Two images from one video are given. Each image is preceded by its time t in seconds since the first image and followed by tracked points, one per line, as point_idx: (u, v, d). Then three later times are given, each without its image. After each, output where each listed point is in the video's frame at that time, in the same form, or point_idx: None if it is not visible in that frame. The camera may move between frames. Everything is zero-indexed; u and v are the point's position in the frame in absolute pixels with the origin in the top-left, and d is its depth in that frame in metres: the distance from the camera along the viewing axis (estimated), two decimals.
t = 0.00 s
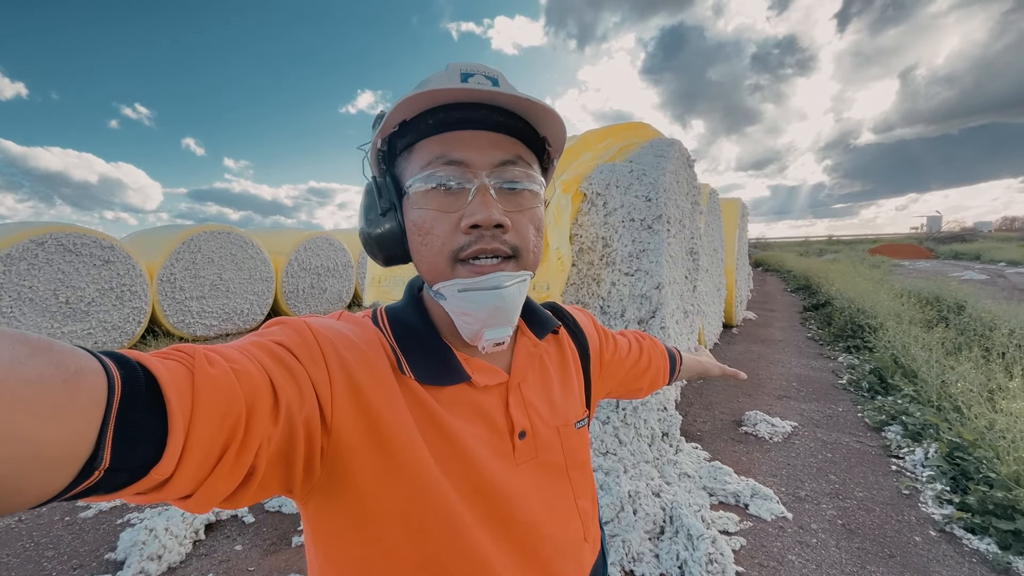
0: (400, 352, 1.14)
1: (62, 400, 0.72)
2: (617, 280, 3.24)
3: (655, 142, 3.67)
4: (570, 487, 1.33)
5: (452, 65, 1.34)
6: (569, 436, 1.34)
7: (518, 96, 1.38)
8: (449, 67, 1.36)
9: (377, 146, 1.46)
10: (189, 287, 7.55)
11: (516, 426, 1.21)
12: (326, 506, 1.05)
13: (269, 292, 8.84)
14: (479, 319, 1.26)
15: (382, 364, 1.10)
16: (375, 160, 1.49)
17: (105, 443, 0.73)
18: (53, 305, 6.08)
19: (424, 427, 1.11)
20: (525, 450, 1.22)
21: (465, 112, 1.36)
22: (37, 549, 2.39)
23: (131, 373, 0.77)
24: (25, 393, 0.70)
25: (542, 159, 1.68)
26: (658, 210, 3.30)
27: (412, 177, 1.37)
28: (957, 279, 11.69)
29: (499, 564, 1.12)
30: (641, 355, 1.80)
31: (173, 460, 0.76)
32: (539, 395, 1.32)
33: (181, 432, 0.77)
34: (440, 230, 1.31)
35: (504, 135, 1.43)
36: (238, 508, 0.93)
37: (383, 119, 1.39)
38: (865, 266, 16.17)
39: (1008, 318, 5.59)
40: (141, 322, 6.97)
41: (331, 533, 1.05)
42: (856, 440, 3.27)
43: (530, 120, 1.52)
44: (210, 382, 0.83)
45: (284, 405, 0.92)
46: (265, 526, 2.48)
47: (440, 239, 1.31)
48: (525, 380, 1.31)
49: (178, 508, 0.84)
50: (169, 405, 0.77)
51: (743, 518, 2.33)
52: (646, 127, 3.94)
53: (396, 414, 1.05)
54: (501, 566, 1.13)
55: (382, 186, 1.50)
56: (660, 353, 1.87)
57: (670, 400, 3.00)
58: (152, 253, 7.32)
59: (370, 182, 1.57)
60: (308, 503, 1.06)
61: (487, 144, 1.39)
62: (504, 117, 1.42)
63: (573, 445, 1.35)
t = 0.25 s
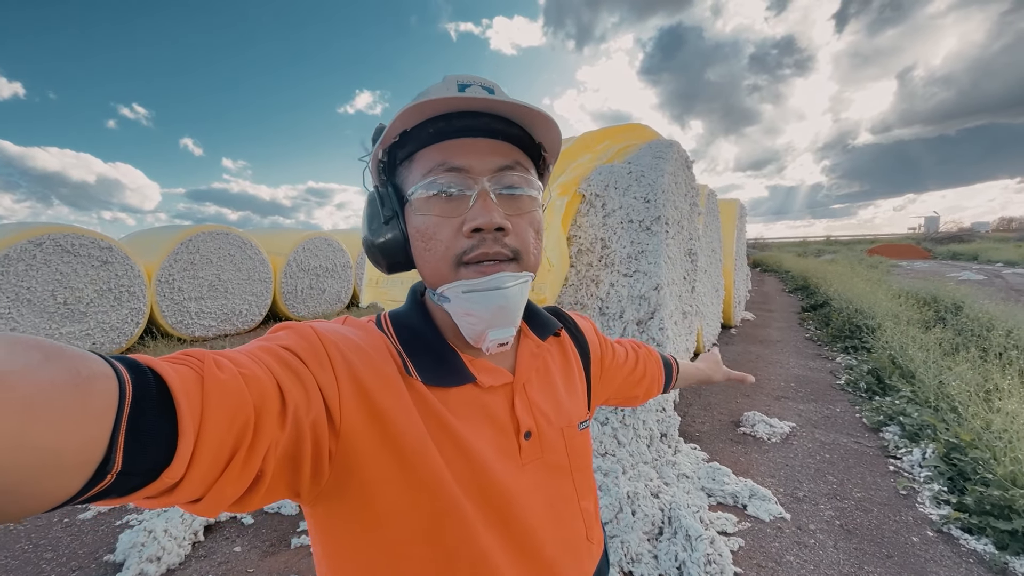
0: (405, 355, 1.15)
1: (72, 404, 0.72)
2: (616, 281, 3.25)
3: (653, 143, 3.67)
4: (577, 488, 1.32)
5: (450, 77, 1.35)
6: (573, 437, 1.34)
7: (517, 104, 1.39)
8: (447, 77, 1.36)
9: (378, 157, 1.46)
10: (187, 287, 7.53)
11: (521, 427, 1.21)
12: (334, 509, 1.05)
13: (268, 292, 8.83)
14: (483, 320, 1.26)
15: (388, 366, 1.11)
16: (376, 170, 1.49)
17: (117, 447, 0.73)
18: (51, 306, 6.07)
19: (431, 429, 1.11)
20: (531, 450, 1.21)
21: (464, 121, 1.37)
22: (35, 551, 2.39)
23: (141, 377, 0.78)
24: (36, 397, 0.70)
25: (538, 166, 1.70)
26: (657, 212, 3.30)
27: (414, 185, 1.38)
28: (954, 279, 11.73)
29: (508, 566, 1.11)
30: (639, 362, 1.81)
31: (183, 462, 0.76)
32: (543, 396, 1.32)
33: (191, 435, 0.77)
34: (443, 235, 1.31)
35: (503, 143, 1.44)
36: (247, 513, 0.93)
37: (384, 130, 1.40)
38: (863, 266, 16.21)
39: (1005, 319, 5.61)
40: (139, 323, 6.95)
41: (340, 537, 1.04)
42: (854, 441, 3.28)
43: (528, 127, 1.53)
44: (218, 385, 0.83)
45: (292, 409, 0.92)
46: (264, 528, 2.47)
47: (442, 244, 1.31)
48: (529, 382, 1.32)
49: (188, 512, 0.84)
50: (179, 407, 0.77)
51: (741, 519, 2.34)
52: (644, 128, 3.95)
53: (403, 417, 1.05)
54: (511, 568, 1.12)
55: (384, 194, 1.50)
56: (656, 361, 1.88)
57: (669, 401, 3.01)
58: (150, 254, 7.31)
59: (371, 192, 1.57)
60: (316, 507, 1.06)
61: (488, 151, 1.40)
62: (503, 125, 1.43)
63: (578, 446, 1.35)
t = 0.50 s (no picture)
0: (400, 362, 1.15)
1: (62, 421, 0.72)
2: (614, 282, 3.24)
3: (652, 144, 3.67)
4: (576, 495, 1.31)
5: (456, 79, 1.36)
6: (571, 443, 1.33)
7: (522, 105, 1.40)
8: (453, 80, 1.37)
9: (380, 158, 1.46)
10: (186, 287, 7.53)
11: (517, 434, 1.21)
12: (331, 521, 1.04)
13: (267, 292, 8.82)
14: (487, 316, 1.26)
15: (383, 375, 1.11)
16: (377, 170, 1.48)
17: (106, 463, 0.73)
18: (50, 306, 6.06)
19: (426, 438, 1.10)
20: (527, 458, 1.21)
21: (470, 122, 1.38)
22: (33, 552, 2.39)
23: (130, 393, 0.78)
24: (25, 415, 0.69)
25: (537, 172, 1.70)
26: (656, 212, 3.30)
27: (418, 183, 1.37)
28: (953, 279, 11.74)
29: None
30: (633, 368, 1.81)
31: (173, 479, 0.76)
32: (540, 403, 1.32)
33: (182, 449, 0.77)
34: (447, 229, 1.31)
35: (507, 144, 1.44)
36: (242, 526, 0.92)
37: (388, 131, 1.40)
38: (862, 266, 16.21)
39: (1004, 319, 5.61)
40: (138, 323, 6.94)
41: (336, 550, 1.04)
42: (853, 441, 3.28)
43: (530, 132, 1.55)
44: (210, 399, 0.83)
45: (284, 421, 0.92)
46: (262, 529, 2.47)
47: (447, 238, 1.30)
48: (525, 388, 1.31)
49: (181, 528, 0.84)
50: (170, 423, 0.77)
51: (740, 521, 2.33)
52: (643, 128, 3.95)
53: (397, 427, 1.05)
54: None
55: (385, 195, 1.49)
56: (651, 366, 1.88)
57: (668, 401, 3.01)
58: (149, 254, 7.31)
59: (370, 195, 1.55)
60: (313, 520, 1.06)
61: (492, 151, 1.40)
62: (507, 127, 1.44)
63: (576, 452, 1.34)
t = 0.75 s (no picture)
0: (399, 363, 1.15)
1: (56, 416, 0.72)
2: (615, 281, 3.23)
3: (653, 142, 3.66)
4: (574, 498, 1.30)
5: (450, 79, 1.35)
6: (569, 446, 1.33)
7: (518, 105, 1.39)
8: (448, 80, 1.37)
9: (376, 158, 1.45)
10: (187, 286, 7.53)
11: (516, 436, 1.20)
12: (325, 522, 1.03)
13: (268, 291, 8.82)
14: (484, 323, 1.26)
15: (380, 375, 1.10)
16: (372, 172, 1.47)
17: (98, 459, 0.73)
18: (51, 305, 6.08)
19: (424, 438, 1.10)
20: (526, 460, 1.20)
21: (466, 122, 1.37)
22: (33, 551, 2.39)
23: (125, 388, 0.78)
24: (20, 409, 0.70)
25: (536, 170, 1.69)
26: (657, 211, 3.29)
27: (414, 185, 1.36)
28: (955, 279, 11.72)
29: None
30: (634, 380, 1.79)
31: (167, 475, 0.76)
32: (538, 405, 1.31)
33: (176, 445, 0.77)
34: (444, 234, 1.30)
35: (503, 144, 1.43)
36: (235, 526, 0.92)
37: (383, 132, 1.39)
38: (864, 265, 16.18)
39: (1006, 319, 5.59)
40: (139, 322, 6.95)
41: (330, 551, 1.03)
42: (854, 441, 3.27)
43: (526, 130, 1.53)
44: (206, 396, 0.83)
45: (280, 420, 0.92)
46: (262, 528, 2.47)
47: (443, 242, 1.30)
48: (524, 390, 1.31)
49: (172, 527, 0.83)
50: (164, 419, 0.77)
51: (740, 520, 2.33)
52: (644, 127, 3.93)
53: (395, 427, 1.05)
54: None
55: (382, 197, 1.48)
56: (651, 382, 1.87)
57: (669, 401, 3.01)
58: (150, 252, 7.31)
59: (366, 197, 1.54)
60: (307, 520, 1.05)
61: (489, 151, 1.39)
62: (504, 127, 1.43)
63: (574, 455, 1.33)
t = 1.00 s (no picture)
0: (385, 370, 1.13)
1: (24, 433, 0.71)
2: (614, 280, 3.22)
3: (653, 141, 3.64)
4: (564, 504, 1.29)
5: (442, 80, 1.33)
6: (558, 451, 1.32)
7: (510, 110, 1.38)
8: (439, 80, 1.34)
9: (365, 157, 1.44)
10: (189, 285, 7.55)
11: (504, 441, 1.20)
12: (310, 532, 1.02)
13: (270, 290, 8.84)
14: (472, 327, 1.25)
15: (366, 381, 1.10)
16: (362, 170, 1.46)
17: (66, 476, 0.73)
18: (53, 304, 6.10)
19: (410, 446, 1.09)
20: (514, 465, 1.19)
21: (457, 125, 1.35)
22: (30, 551, 2.40)
23: (96, 402, 0.77)
24: None
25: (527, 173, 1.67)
26: (656, 210, 3.27)
27: (402, 189, 1.35)
28: (960, 278, 11.65)
29: None
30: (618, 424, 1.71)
31: (141, 490, 0.75)
32: (527, 411, 1.31)
33: (150, 458, 0.76)
34: (432, 239, 1.29)
35: (494, 149, 1.42)
36: (216, 537, 0.91)
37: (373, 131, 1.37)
38: (868, 264, 16.11)
39: (1010, 318, 5.56)
40: (141, 321, 6.97)
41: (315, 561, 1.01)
42: (855, 441, 3.25)
43: (519, 134, 1.52)
44: (182, 409, 0.83)
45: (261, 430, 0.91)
46: (258, 529, 2.47)
47: (431, 248, 1.29)
48: (512, 396, 1.30)
49: (149, 540, 0.82)
50: (138, 433, 0.77)
51: (739, 522, 2.31)
52: (644, 125, 3.91)
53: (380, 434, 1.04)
54: None
55: (370, 196, 1.47)
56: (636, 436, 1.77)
57: (668, 401, 3.00)
58: (152, 251, 7.33)
59: (356, 194, 1.53)
60: (291, 530, 1.04)
61: (479, 156, 1.38)
62: (496, 131, 1.42)
63: (564, 461, 1.32)
